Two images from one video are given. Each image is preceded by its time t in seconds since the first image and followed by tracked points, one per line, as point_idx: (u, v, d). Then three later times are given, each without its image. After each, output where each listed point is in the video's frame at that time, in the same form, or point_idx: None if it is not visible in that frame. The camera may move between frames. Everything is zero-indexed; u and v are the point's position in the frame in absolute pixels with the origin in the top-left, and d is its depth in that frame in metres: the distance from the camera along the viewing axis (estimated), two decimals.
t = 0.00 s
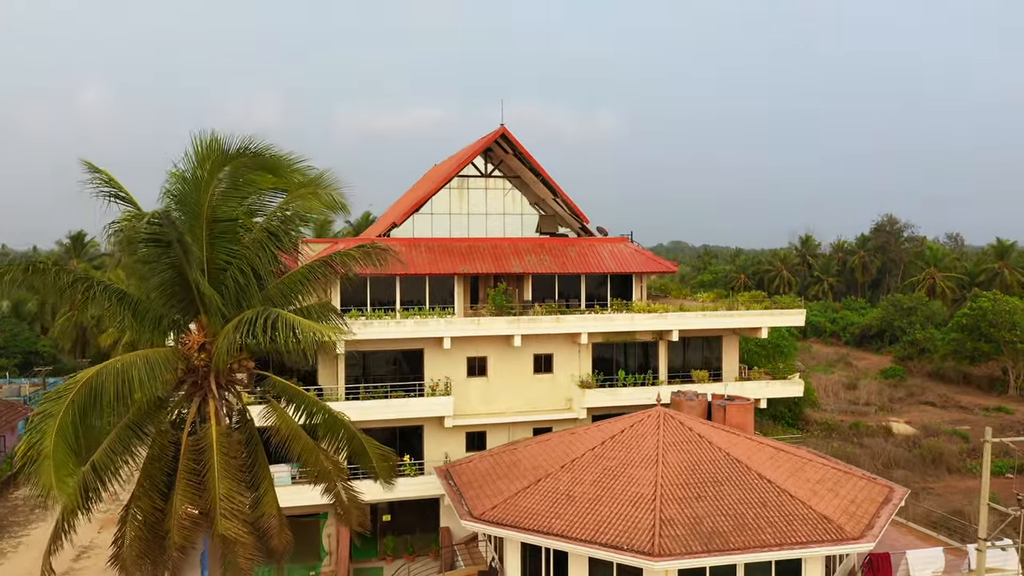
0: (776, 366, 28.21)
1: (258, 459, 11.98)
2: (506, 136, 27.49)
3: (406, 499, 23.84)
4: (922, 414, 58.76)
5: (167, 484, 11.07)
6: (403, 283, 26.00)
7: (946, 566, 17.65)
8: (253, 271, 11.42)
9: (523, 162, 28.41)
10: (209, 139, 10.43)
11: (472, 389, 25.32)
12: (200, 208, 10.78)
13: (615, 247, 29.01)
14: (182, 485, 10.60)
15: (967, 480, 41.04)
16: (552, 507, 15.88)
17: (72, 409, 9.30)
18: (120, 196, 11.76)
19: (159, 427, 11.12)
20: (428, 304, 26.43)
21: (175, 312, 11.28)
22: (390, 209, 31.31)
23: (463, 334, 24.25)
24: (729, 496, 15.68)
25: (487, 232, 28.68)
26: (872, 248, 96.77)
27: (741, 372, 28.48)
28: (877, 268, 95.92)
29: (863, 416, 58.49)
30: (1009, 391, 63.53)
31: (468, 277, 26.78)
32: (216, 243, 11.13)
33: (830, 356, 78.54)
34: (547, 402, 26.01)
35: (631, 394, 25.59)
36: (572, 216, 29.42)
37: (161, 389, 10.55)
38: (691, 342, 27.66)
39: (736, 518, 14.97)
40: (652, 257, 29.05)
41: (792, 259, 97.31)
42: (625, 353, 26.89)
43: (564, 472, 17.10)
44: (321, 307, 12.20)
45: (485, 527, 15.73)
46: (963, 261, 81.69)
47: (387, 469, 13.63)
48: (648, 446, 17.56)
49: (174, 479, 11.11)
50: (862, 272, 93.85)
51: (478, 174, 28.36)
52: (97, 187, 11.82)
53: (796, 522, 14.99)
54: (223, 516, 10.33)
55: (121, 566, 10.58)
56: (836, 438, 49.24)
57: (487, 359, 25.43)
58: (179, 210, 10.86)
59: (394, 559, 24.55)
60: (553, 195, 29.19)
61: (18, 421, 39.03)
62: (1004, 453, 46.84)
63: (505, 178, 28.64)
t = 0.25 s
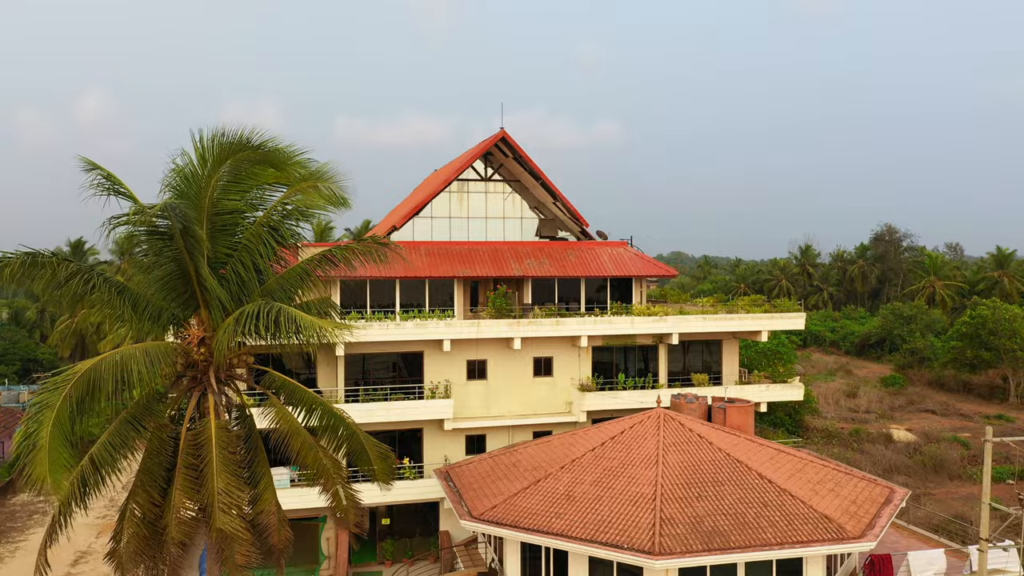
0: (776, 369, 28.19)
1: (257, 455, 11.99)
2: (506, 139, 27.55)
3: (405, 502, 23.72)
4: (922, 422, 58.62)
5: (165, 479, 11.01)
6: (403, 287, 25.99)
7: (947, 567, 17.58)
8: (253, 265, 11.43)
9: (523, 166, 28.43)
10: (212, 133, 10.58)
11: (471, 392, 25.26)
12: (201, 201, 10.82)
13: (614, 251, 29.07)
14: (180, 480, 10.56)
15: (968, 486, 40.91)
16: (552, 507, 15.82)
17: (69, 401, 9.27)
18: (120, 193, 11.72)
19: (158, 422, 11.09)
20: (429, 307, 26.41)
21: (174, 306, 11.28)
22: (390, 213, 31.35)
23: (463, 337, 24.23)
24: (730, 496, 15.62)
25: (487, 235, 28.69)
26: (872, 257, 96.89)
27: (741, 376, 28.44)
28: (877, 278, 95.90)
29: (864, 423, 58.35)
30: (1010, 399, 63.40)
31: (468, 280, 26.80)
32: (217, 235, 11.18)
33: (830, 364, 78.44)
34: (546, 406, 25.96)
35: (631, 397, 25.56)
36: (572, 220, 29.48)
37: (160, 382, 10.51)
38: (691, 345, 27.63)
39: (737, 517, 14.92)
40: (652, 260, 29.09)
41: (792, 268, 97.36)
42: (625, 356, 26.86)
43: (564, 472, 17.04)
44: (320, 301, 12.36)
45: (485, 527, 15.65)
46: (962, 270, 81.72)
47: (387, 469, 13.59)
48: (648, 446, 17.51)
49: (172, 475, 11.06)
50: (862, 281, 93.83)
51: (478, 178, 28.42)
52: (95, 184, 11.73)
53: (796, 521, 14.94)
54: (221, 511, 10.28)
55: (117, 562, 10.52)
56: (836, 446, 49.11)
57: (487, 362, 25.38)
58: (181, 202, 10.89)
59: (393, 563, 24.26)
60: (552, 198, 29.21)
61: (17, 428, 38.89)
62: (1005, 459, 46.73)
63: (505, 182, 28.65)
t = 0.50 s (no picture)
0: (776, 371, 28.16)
1: (257, 447, 12.00)
2: (506, 140, 27.59)
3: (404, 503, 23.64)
4: (923, 427, 58.48)
5: (165, 470, 11.00)
6: (403, 287, 26.00)
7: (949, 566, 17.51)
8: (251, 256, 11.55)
9: (523, 167, 28.48)
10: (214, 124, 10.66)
11: (471, 392, 25.23)
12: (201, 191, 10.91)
13: (614, 252, 29.08)
14: (178, 472, 10.54)
15: (969, 490, 40.79)
16: (552, 503, 15.78)
17: (68, 389, 9.32)
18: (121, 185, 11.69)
19: (158, 413, 11.11)
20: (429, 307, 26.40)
21: (175, 297, 11.32)
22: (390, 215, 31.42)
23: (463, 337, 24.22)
24: (730, 492, 15.58)
25: (487, 236, 28.71)
26: (872, 263, 96.84)
27: (742, 377, 28.40)
28: (877, 284, 95.81)
29: (864, 428, 58.22)
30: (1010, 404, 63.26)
31: (467, 281, 26.81)
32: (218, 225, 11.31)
33: (830, 370, 78.33)
34: (546, 406, 25.92)
35: (631, 397, 25.53)
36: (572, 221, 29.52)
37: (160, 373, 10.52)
38: (691, 346, 27.61)
39: (737, 513, 14.87)
40: (652, 261, 29.10)
41: (792, 275, 97.32)
42: (625, 357, 26.84)
43: (564, 469, 17.01)
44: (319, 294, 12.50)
45: (484, 524, 15.63)
46: (962, 276, 81.69)
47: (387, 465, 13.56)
48: (648, 443, 17.48)
49: (171, 467, 11.05)
50: (861, 287, 93.74)
51: (478, 179, 28.47)
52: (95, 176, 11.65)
53: (797, 518, 14.90)
54: (218, 503, 10.27)
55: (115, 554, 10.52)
56: (837, 450, 48.98)
57: (487, 362, 25.36)
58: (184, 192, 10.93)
59: (392, 563, 24.28)
60: (552, 199, 29.26)
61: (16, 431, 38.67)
62: (1006, 463, 46.62)
63: (505, 183, 28.69)
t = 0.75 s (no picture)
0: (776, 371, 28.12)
1: (256, 440, 11.98)
2: (506, 140, 27.62)
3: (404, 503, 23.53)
4: (922, 431, 58.33)
5: (163, 462, 10.96)
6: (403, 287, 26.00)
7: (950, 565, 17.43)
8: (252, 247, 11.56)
9: (522, 168, 28.51)
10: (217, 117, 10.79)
11: (471, 392, 25.19)
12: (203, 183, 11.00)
13: (614, 253, 29.09)
14: (177, 464, 10.50)
15: (970, 492, 40.66)
16: (552, 500, 15.73)
17: (67, 378, 9.31)
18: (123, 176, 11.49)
19: (157, 404, 11.09)
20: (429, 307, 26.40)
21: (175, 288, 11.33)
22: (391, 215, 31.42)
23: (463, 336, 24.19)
24: (730, 489, 15.54)
25: (487, 237, 28.72)
26: (871, 269, 96.79)
27: (742, 378, 28.36)
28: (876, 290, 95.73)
29: (865, 432, 58.10)
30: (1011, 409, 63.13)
31: (467, 281, 26.82)
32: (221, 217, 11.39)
33: (830, 376, 78.23)
34: (546, 406, 25.88)
35: (631, 397, 25.49)
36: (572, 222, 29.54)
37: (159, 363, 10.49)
38: (691, 347, 27.58)
39: (737, 509, 14.83)
40: (652, 262, 29.09)
41: (791, 280, 97.29)
42: (625, 357, 26.81)
43: (564, 466, 16.96)
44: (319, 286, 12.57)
45: (484, 520, 15.57)
46: (961, 281, 81.66)
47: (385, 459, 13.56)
48: (648, 441, 17.44)
49: (169, 459, 11.00)
50: (861, 293, 93.64)
51: (477, 179, 28.47)
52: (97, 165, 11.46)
53: (797, 514, 14.86)
54: (217, 493, 10.24)
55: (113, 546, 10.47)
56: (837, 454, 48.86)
57: (487, 362, 25.34)
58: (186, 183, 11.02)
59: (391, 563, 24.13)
60: (552, 200, 29.29)
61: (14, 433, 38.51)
62: (1006, 466, 46.48)
63: (504, 184, 28.71)
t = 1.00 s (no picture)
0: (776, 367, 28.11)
1: (256, 428, 11.98)
2: (506, 135, 27.63)
3: (404, 498, 23.47)
4: (922, 431, 58.27)
5: (163, 448, 10.94)
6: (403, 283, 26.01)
7: (951, 558, 17.38)
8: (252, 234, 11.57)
9: (522, 163, 28.52)
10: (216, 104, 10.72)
11: (471, 387, 25.18)
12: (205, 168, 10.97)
13: (614, 249, 29.10)
14: (177, 449, 10.48)
15: (970, 490, 40.60)
16: (552, 491, 15.72)
17: (67, 361, 9.30)
18: (127, 158, 11.28)
19: (156, 390, 11.09)
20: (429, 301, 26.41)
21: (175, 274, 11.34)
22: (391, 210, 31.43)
23: (463, 331, 24.18)
24: (730, 480, 15.53)
25: (487, 233, 28.72)
26: (871, 271, 96.75)
27: (742, 374, 28.33)
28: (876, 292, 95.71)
29: (865, 431, 58.03)
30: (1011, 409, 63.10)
31: (467, 276, 26.82)
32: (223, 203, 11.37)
33: (830, 376, 78.19)
34: (546, 402, 25.86)
35: (631, 392, 25.49)
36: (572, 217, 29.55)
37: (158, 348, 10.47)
38: (690, 343, 27.56)
39: (737, 500, 14.82)
40: (652, 258, 29.08)
41: (791, 282, 97.28)
42: (625, 353, 26.80)
43: (564, 458, 16.95)
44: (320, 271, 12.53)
45: (484, 511, 15.56)
46: (961, 282, 81.66)
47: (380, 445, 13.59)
48: (648, 433, 17.42)
49: (169, 445, 10.97)
50: (861, 295, 93.53)
51: (477, 175, 28.45)
52: (101, 145, 11.20)
53: (798, 504, 14.85)
54: (216, 478, 10.23)
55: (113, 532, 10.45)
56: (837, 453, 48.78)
57: (487, 357, 25.32)
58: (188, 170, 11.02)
59: (391, 558, 24.15)
60: (552, 195, 29.32)
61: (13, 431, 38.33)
62: (1007, 465, 46.40)
63: (504, 180, 28.71)
